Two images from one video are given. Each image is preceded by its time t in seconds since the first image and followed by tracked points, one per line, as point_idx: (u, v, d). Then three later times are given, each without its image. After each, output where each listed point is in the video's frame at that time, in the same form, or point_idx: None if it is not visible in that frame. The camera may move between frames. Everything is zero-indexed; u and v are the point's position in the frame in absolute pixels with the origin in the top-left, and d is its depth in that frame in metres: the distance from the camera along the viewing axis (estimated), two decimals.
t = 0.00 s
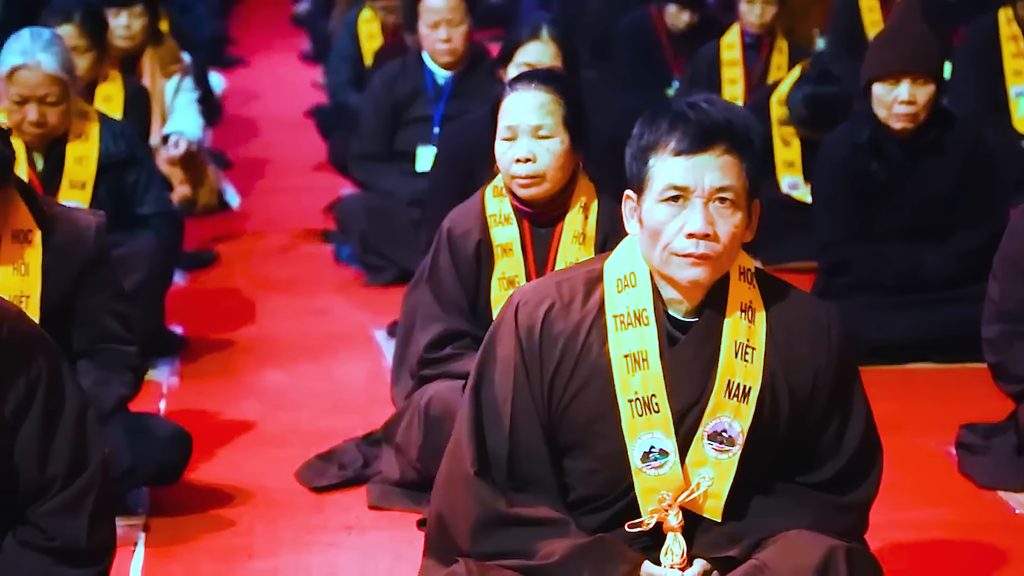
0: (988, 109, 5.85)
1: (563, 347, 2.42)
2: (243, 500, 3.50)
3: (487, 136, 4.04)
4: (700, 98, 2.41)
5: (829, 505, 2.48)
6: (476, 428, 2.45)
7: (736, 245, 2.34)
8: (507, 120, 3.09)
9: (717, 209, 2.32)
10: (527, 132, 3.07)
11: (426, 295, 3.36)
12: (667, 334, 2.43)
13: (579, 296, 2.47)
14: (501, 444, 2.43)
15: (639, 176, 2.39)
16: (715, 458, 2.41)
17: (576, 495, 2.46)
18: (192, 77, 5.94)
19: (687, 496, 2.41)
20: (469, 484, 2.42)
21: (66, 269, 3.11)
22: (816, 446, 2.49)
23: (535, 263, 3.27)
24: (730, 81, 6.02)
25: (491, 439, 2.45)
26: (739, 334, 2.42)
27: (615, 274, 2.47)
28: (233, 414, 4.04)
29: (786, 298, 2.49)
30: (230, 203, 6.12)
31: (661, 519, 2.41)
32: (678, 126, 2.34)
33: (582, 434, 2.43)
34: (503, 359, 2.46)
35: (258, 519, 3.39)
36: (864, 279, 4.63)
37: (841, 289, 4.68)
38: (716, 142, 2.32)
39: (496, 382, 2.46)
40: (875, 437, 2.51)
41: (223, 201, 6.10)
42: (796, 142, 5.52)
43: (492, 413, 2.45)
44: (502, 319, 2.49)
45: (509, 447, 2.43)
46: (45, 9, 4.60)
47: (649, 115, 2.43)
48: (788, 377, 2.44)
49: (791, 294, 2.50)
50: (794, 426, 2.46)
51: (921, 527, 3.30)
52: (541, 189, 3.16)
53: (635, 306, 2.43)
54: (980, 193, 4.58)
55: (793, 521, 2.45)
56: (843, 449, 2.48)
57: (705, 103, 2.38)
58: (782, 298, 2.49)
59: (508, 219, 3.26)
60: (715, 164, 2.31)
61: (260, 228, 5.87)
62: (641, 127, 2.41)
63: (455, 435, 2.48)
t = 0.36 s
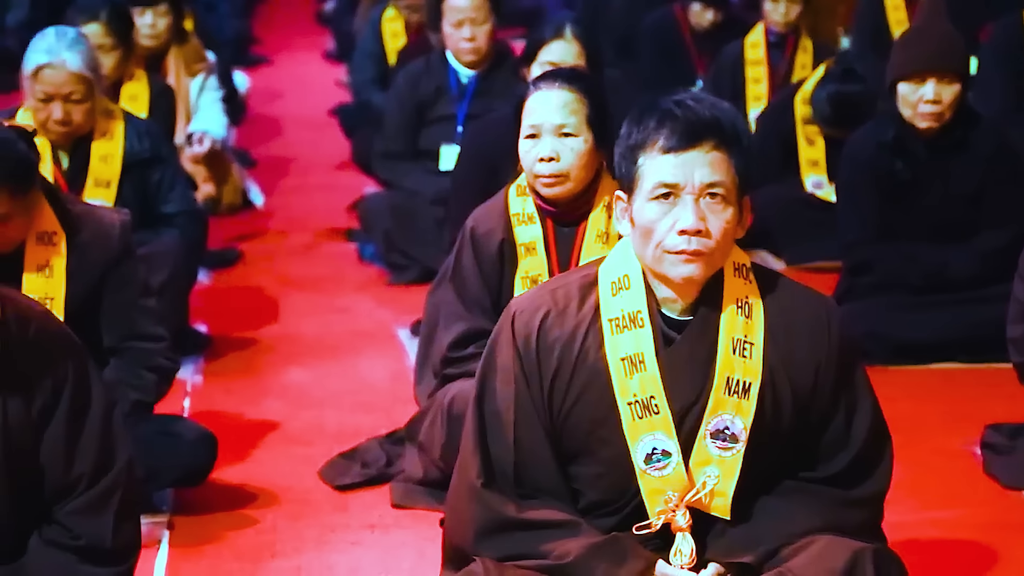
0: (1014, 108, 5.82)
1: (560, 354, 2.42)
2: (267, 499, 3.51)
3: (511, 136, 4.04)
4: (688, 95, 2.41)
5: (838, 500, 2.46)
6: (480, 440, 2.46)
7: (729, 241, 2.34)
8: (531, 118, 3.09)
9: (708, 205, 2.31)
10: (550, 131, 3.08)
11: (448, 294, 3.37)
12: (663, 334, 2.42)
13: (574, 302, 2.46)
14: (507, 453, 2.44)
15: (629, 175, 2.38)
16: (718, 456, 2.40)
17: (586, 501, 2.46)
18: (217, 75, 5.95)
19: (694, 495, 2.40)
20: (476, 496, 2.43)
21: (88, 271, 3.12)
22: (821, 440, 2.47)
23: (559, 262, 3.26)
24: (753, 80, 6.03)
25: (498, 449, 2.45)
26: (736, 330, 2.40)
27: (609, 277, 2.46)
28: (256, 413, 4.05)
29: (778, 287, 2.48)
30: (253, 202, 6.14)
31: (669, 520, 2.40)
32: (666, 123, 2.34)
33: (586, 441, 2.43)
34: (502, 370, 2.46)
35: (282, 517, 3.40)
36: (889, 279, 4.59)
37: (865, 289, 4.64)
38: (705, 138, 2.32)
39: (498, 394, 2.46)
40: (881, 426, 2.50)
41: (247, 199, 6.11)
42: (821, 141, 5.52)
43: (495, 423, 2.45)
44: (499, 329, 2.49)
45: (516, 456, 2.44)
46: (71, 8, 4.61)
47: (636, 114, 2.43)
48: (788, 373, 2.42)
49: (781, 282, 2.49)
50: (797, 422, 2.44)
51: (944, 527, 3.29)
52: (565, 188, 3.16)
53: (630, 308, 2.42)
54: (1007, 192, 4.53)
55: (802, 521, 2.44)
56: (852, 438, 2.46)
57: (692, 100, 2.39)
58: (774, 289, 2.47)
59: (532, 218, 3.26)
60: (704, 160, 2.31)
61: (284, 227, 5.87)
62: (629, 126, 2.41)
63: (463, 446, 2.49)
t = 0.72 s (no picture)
0: None
1: (571, 355, 2.41)
2: (290, 497, 3.51)
3: (535, 133, 4.03)
4: (697, 94, 2.42)
5: (859, 500, 2.44)
6: (495, 439, 2.47)
7: (741, 238, 2.32)
8: (554, 118, 3.09)
9: (718, 202, 2.30)
10: (573, 130, 3.07)
11: (472, 293, 3.38)
12: (674, 334, 2.41)
13: (586, 302, 2.45)
14: (522, 454, 2.45)
15: (638, 173, 2.39)
16: (732, 456, 2.38)
17: (604, 501, 2.46)
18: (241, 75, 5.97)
19: (707, 495, 2.39)
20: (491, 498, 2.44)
21: (117, 271, 3.16)
22: (840, 437, 2.44)
23: (582, 262, 3.25)
24: (778, 79, 6.01)
25: (513, 451, 2.46)
26: (748, 329, 2.38)
27: (620, 277, 2.45)
28: (279, 411, 4.05)
29: (789, 283, 2.46)
30: (276, 201, 6.15)
31: (683, 520, 2.39)
32: (675, 121, 2.34)
33: (599, 440, 2.43)
34: (516, 371, 2.46)
35: (305, 516, 3.41)
36: (913, 278, 4.57)
37: (890, 288, 4.61)
38: (713, 135, 2.32)
39: (512, 395, 2.46)
40: (902, 423, 2.48)
41: (270, 198, 6.13)
42: (845, 140, 5.51)
43: (510, 425, 2.46)
44: (512, 331, 2.49)
45: (530, 457, 2.44)
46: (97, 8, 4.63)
47: (646, 113, 2.44)
48: (802, 373, 2.39)
49: (792, 276, 2.48)
50: (813, 419, 2.41)
51: (968, 528, 3.28)
52: (588, 187, 3.15)
53: (641, 309, 2.41)
54: None
55: (820, 523, 2.42)
56: (872, 434, 2.44)
57: (701, 98, 2.39)
58: (785, 285, 2.46)
59: (555, 217, 3.25)
60: (713, 157, 2.31)
61: (308, 227, 5.88)
62: (639, 124, 2.42)
63: (479, 448, 2.50)
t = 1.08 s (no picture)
0: None
1: (603, 358, 2.41)
2: (313, 495, 3.51)
3: (559, 132, 4.02)
4: (731, 97, 2.41)
5: (884, 509, 2.44)
6: (523, 441, 2.46)
7: (775, 243, 2.32)
8: (578, 116, 3.09)
9: (752, 207, 2.29)
10: (598, 128, 3.06)
11: (495, 290, 3.37)
12: (707, 339, 2.40)
13: (618, 305, 2.45)
14: (550, 456, 2.44)
15: (672, 177, 2.38)
16: (764, 462, 2.38)
17: (631, 503, 2.45)
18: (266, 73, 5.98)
19: (738, 501, 2.38)
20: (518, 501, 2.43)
21: (142, 271, 3.17)
22: (872, 442, 2.43)
23: (605, 260, 3.25)
24: (803, 78, 5.99)
25: (541, 453, 2.45)
26: (781, 335, 2.38)
27: (653, 280, 2.45)
28: (303, 410, 4.06)
29: (824, 287, 2.46)
30: (299, 199, 6.15)
31: (713, 526, 2.38)
32: (709, 125, 2.33)
33: (630, 444, 2.42)
34: (547, 373, 2.45)
35: (329, 514, 3.41)
36: (938, 277, 4.55)
37: (915, 287, 4.60)
38: (747, 140, 2.31)
39: (542, 396, 2.45)
40: (934, 432, 2.46)
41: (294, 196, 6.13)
42: (869, 139, 5.48)
43: (539, 427, 2.45)
44: (543, 332, 2.48)
45: (558, 460, 2.43)
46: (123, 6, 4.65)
47: (679, 116, 2.43)
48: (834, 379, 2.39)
49: (827, 283, 2.47)
50: (846, 425, 2.41)
51: (993, 529, 3.26)
52: (612, 185, 3.15)
53: (673, 313, 2.41)
54: None
55: (853, 528, 2.42)
56: (904, 439, 2.42)
57: (734, 102, 2.38)
58: (820, 289, 2.46)
59: (578, 216, 3.24)
60: (747, 162, 2.30)
61: (331, 225, 5.88)
62: (672, 128, 2.41)
63: (506, 449, 2.49)
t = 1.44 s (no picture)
0: None
1: (625, 371, 2.40)
2: (338, 493, 3.52)
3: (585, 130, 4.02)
4: (754, 107, 2.39)
5: (917, 514, 2.43)
6: (543, 451, 2.47)
7: (801, 255, 2.30)
8: (603, 115, 3.08)
9: (778, 220, 2.28)
10: (623, 127, 3.06)
11: (520, 289, 3.37)
12: (730, 352, 2.39)
13: (641, 316, 2.43)
14: (569, 467, 2.45)
15: (696, 190, 2.36)
16: (789, 475, 2.37)
17: (656, 512, 2.44)
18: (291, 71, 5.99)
19: (764, 515, 2.36)
20: (536, 512, 2.44)
21: (164, 266, 3.18)
22: (902, 448, 2.42)
23: (630, 259, 3.24)
24: (829, 76, 5.98)
25: (560, 464, 2.46)
26: (806, 348, 2.36)
27: (676, 291, 2.43)
28: (328, 408, 4.07)
29: (851, 294, 2.44)
30: (325, 198, 6.16)
31: (739, 539, 2.37)
32: (734, 137, 2.32)
33: (653, 455, 2.42)
34: (569, 384, 2.45)
35: (354, 512, 3.41)
36: (965, 276, 4.52)
37: (941, 286, 4.58)
38: (773, 151, 2.29)
39: (564, 408, 2.46)
40: (963, 438, 2.45)
41: (319, 195, 6.14)
42: (896, 137, 5.47)
43: (560, 438, 2.46)
44: (565, 342, 2.48)
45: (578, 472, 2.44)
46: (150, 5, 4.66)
47: (702, 127, 2.41)
48: (860, 389, 2.38)
49: (855, 289, 2.45)
50: (873, 432, 2.40)
51: (1018, 531, 3.25)
52: (637, 185, 3.14)
53: (696, 325, 2.39)
54: None
55: (881, 532, 2.41)
56: (932, 447, 2.41)
57: (758, 112, 2.36)
58: (847, 298, 2.44)
59: (603, 214, 3.24)
60: (773, 174, 2.28)
61: (356, 223, 5.89)
62: (695, 139, 2.39)
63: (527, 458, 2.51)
